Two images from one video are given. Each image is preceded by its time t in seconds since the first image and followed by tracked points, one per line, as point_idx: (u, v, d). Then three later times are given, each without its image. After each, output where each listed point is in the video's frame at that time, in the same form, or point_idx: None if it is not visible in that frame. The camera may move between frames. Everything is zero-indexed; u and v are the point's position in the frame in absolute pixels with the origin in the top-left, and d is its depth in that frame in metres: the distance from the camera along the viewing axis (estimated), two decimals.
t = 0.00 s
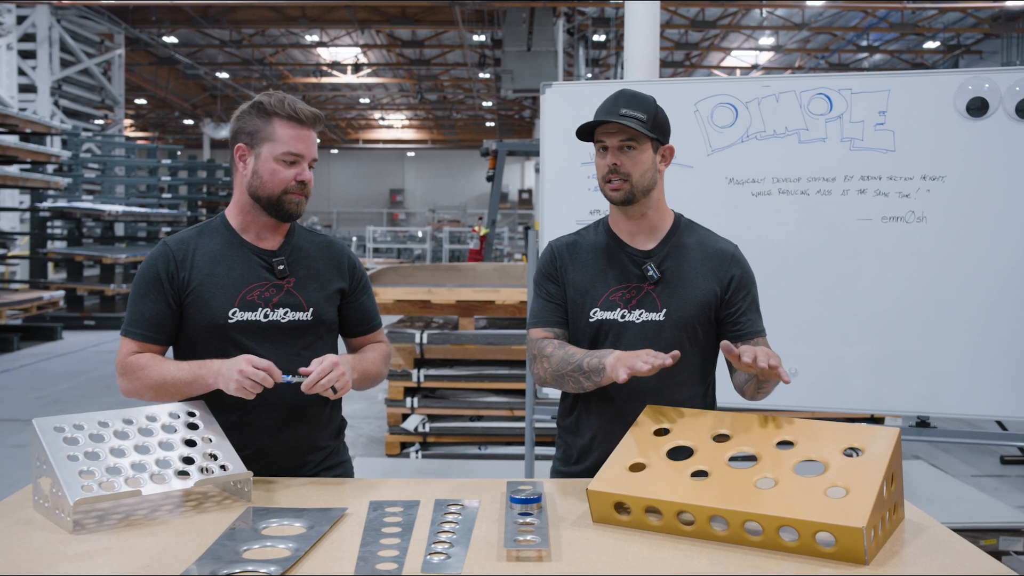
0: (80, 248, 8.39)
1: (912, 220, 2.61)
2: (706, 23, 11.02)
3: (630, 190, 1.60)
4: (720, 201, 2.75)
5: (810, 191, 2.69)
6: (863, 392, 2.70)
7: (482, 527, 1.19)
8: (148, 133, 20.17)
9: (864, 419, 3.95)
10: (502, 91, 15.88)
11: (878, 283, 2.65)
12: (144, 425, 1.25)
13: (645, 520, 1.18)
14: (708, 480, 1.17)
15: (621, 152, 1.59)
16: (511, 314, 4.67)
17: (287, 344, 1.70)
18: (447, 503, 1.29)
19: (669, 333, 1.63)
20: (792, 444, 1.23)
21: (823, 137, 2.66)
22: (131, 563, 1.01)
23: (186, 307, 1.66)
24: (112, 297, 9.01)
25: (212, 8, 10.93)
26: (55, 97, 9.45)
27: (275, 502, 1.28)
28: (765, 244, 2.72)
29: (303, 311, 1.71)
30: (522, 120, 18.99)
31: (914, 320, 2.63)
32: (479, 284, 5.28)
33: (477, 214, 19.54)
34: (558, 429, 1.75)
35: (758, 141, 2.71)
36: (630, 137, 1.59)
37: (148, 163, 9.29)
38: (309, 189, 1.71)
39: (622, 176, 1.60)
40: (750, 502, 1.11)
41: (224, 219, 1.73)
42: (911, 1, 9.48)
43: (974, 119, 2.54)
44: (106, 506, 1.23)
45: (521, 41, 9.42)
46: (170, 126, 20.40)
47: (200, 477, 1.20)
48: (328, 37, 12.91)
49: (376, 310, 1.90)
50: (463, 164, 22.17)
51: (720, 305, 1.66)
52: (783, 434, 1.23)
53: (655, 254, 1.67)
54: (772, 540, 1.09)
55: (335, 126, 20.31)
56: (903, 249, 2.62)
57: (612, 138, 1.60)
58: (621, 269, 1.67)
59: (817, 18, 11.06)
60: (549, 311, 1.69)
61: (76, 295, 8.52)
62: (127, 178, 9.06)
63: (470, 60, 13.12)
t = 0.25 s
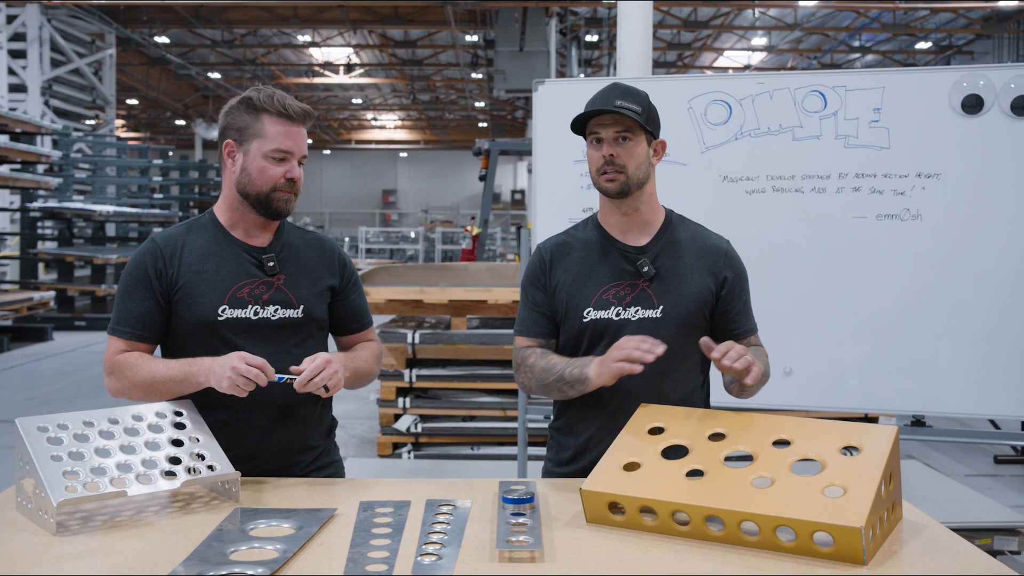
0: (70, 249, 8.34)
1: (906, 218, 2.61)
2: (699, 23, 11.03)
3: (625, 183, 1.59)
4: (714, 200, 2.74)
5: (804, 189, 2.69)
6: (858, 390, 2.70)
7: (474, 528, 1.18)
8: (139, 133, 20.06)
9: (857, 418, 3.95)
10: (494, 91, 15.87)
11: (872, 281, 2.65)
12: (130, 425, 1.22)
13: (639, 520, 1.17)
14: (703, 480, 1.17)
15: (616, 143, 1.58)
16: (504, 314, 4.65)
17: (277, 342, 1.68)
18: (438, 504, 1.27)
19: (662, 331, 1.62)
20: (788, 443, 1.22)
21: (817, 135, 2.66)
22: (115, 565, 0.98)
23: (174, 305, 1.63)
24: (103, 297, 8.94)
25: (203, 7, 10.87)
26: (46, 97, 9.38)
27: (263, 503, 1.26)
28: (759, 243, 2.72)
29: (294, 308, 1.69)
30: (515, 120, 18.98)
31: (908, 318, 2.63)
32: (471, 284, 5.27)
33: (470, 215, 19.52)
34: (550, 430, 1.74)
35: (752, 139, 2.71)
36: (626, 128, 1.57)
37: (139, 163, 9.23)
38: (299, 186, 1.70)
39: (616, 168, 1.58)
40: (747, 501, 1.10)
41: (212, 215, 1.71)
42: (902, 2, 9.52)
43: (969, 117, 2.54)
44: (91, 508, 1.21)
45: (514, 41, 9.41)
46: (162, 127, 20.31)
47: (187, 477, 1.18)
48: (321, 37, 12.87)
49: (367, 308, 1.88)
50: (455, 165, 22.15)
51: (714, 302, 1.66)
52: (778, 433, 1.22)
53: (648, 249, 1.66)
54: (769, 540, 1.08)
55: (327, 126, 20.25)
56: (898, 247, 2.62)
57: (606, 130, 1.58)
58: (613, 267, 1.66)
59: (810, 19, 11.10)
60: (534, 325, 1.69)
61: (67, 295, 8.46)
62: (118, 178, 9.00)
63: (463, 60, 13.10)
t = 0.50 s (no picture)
0: (62, 250, 8.28)
1: (904, 216, 2.61)
2: (692, 24, 11.04)
3: (625, 180, 1.57)
4: (711, 198, 2.74)
5: (801, 187, 2.68)
6: (856, 389, 2.70)
7: (473, 528, 1.16)
8: (131, 134, 19.97)
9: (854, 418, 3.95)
10: (488, 92, 15.86)
11: (869, 279, 2.65)
12: (123, 424, 1.20)
13: (640, 519, 1.16)
14: (705, 479, 1.15)
15: (615, 140, 1.56)
16: (498, 314, 4.63)
17: (272, 341, 1.66)
18: (436, 504, 1.26)
19: (660, 329, 1.61)
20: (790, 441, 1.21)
21: (815, 132, 2.65)
22: (107, 567, 0.96)
23: (168, 302, 1.61)
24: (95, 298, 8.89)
25: (196, 7, 10.83)
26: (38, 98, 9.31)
27: (258, 503, 1.24)
28: (757, 241, 2.72)
29: (290, 306, 1.67)
30: (508, 121, 18.98)
31: (906, 316, 2.63)
32: (466, 284, 5.25)
33: (464, 215, 19.50)
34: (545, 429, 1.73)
35: (748, 136, 2.70)
36: (625, 125, 1.56)
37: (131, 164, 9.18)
38: (298, 179, 1.69)
39: (615, 165, 1.57)
40: (749, 500, 1.09)
41: (207, 212, 1.69)
42: (895, 3, 9.55)
43: (968, 114, 2.54)
44: (83, 509, 1.19)
45: (507, 42, 9.41)
46: (154, 128, 20.23)
47: (182, 477, 1.16)
48: (313, 37, 12.83)
49: (363, 307, 1.86)
50: (449, 165, 22.14)
51: (713, 300, 1.64)
52: (780, 431, 1.21)
53: (645, 246, 1.64)
54: (772, 539, 1.07)
55: (319, 127, 20.20)
56: (896, 245, 2.62)
57: (605, 127, 1.56)
58: (611, 264, 1.65)
59: (803, 19, 11.14)
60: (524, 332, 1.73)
61: (58, 296, 8.40)
62: (110, 179, 8.95)
63: (456, 61, 13.09)
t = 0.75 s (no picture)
0: (55, 251, 8.24)
1: (906, 216, 2.60)
2: (686, 26, 11.06)
3: (626, 186, 1.57)
4: (711, 198, 2.73)
5: (802, 187, 2.67)
6: (856, 390, 2.69)
7: (479, 530, 1.15)
8: (124, 136, 19.92)
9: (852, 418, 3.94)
10: (481, 94, 15.87)
11: (869, 279, 2.64)
12: (124, 426, 1.18)
13: (648, 521, 1.15)
14: (713, 482, 1.14)
15: (614, 144, 1.55)
16: (495, 316, 4.62)
17: (272, 342, 1.65)
18: (440, 506, 1.24)
19: (661, 331, 1.59)
20: (799, 442, 1.19)
21: (815, 133, 2.65)
22: (108, 571, 0.95)
23: (167, 303, 1.59)
24: (89, 300, 8.85)
25: (189, 9, 10.82)
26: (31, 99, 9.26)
27: (261, 505, 1.23)
28: (757, 241, 2.71)
29: (292, 307, 1.66)
30: (501, 123, 18.99)
31: (907, 316, 2.62)
32: (462, 285, 5.23)
33: (458, 217, 19.50)
34: (544, 431, 1.71)
35: (749, 137, 2.70)
36: (624, 129, 1.55)
37: (125, 165, 9.14)
38: (304, 177, 1.69)
39: (616, 170, 1.56)
40: (759, 501, 1.08)
41: (207, 211, 1.67)
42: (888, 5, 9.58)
43: (969, 114, 2.54)
44: (84, 512, 1.17)
45: (501, 43, 9.43)
46: (147, 129, 20.16)
47: (184, 479, 1.14)
48: (307, 39, 12.81)
49: (364, 307, 1.85)
50: (443, 167, 22.14)
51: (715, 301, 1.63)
52: (789, 432, 1.20)
53: (645, 246, 1.63)
54: (782, 542, 1.06)
55: (314, 129, 20.17)
56: (897, 244, 2.62)
57: (604, 131, 1.55)
58: (612, 264, 1.63)
59: (796, 21, 11.19)
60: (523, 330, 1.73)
61: (52, 298, 8.35)
62: (103, 180, 8.91)
63: (450, 63, 13.09)
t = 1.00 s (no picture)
0: (49, 253, 8.21)
1: (907, 217, 2.60)
2: (680, 27, 11.05)
3: (617, 182, 1.56)
4: (712, 199, 2.72)
5: (803, 187, 2.67)
6: (857, 390, 2.68)
7: (487, 532, 1.14)
8: (118, 138, 19.86)
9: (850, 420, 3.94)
10: (476, 96, 15.87)
11: (869, 280, 2.64)
12: (127, 428, 1.17)
13: (657, 523, 1.14)
14: (723, 483, 1.13)
15: (608, 142, 1.55)
16: (493, 317, 4.61)
17: (272, 342, 1.63)
18: (446, 508, 1.23)
19: (664, 332, 1.58)
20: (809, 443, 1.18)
21: (817, 133, 2.64)
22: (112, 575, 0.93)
23: (167, 303, 1.58)
24: (83, 302, 8.81)
25: (183, 10, 10.79)
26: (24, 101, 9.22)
27: (265, 508, 1.21)
28: (757, 242, 2.70)
29: (294, 307, 1.65)
30: (496, 125, 18.99)
31: (908, 317, 2.62)
32: (459, 287, 5.21)
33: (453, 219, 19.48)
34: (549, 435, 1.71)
35: (750, 137, 2.69)
36: (618, 126, 1.54)
37: (119, 166, 9.09)
38: (307, 176, 1.67)
39: (609, 167, 1.55)
40: (770, 503, 1.07)
41: (207, 210, 1.65)
42: (882, 7, 9.60)
43: (970, 114, 2.54)
44: (86, 515, 1.16)
45: (495, 45, 9.43)
46: (140, 131, 20.08)
47: (187, 482, 1.13)
48: (301, 41, 12.80)
49: (365, 307, 1.84)
50: (438, 169, 22.13)
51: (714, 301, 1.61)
52: (799, 432, 1.19)
53: (645, 247, 1.62)
54: (794, 544, 1.06)
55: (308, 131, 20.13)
56: (898, 245, 2.61)
57: (598, 127, 1.55)
58: (614, 264, 1.62)
59: (790, 23, 11.20)
60: (524, 328, 1.71)
61: (45, 301, 8.30)
62: (98, 182, 8.87)
63: (444, 65, 13.07)
